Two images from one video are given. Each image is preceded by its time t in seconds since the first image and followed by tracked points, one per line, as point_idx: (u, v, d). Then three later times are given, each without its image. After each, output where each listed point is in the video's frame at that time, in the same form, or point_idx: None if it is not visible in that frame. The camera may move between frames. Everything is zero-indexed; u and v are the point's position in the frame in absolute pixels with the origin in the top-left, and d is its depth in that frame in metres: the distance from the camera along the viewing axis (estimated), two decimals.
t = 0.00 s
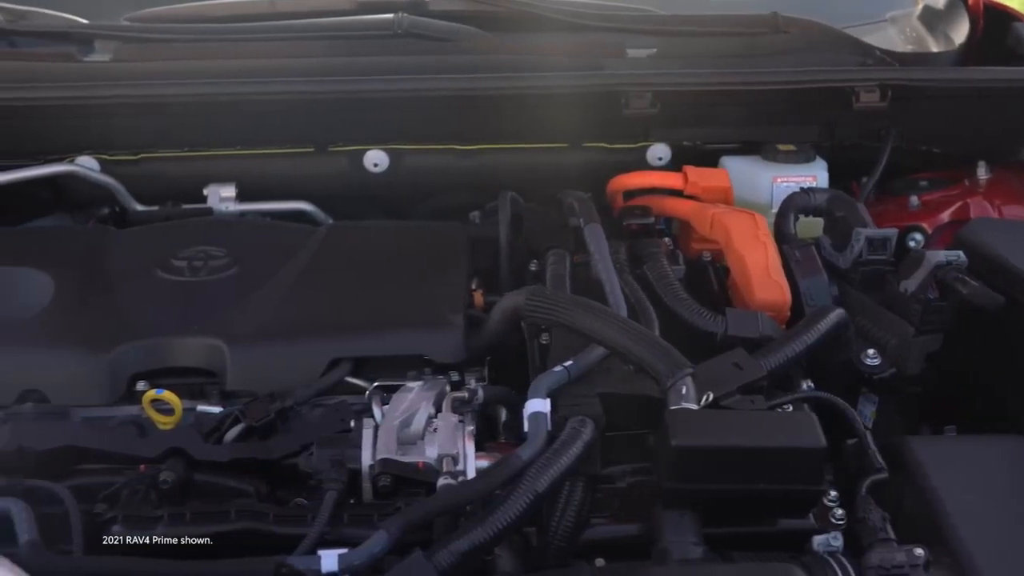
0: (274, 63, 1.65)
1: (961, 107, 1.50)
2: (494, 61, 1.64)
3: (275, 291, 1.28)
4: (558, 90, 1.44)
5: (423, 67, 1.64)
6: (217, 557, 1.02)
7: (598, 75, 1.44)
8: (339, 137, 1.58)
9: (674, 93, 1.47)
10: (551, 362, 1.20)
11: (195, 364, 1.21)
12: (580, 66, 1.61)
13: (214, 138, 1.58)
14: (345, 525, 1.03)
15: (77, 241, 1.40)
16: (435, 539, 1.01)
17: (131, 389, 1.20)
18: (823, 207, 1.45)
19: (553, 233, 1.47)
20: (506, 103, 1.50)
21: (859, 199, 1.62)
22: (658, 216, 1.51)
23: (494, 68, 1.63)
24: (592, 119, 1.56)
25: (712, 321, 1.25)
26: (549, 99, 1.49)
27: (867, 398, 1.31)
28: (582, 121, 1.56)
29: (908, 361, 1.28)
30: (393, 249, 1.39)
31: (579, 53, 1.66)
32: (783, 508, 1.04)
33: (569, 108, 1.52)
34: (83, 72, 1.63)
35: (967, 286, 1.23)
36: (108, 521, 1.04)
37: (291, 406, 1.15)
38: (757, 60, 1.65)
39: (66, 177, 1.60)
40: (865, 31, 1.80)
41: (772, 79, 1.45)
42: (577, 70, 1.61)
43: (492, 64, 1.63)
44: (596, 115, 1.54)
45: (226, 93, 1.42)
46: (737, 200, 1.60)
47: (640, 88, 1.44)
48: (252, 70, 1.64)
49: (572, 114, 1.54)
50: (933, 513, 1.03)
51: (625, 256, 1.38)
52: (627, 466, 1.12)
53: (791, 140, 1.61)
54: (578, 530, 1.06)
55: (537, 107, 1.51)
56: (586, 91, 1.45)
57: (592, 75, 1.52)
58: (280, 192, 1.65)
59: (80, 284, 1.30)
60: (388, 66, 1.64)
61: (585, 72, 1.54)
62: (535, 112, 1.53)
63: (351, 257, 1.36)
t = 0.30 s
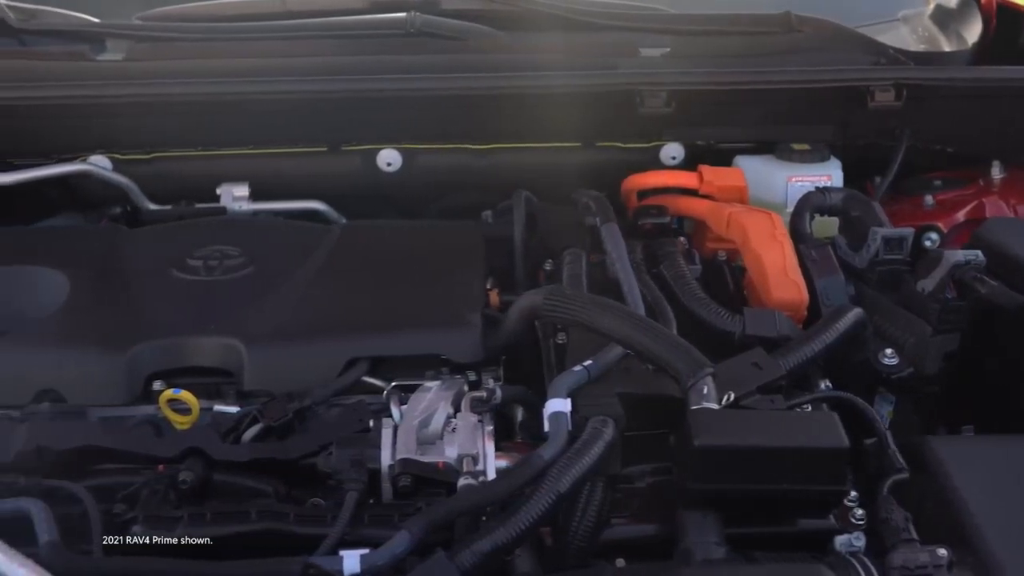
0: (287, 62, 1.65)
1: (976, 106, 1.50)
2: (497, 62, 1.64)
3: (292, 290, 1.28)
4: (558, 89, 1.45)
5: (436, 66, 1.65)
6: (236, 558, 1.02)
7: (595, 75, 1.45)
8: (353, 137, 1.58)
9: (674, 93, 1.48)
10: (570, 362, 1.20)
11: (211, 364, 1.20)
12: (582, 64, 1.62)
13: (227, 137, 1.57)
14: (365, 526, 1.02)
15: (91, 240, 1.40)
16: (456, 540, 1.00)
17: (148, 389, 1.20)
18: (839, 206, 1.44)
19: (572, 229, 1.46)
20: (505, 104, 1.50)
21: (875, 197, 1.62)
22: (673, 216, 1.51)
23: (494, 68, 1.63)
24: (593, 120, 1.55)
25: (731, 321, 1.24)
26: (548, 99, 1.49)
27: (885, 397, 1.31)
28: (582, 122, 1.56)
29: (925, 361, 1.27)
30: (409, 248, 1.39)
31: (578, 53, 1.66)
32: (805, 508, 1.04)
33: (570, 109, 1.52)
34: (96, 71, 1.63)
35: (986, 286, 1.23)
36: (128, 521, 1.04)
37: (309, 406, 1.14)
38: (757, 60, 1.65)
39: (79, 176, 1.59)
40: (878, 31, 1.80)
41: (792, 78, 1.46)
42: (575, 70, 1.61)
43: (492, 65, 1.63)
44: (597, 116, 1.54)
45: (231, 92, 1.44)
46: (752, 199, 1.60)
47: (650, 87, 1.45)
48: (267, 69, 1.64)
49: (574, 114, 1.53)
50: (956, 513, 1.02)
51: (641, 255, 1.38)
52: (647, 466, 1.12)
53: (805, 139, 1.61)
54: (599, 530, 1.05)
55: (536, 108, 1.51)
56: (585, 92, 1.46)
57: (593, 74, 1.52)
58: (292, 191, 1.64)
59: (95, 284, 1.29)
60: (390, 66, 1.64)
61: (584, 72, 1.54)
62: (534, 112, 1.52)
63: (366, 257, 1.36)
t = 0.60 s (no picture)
0: (300, 60, 1.65)
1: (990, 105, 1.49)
2: (497, 62, 1.64)
3: (308, 290, 1.28)
4: (561, 88, 1.44)
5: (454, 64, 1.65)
6: (255, 559, 1.01)
7: (598, 76, 1.44)
8: (366, 136, 1.58)
9: (675, 93, 1.47)
10: (588, 362, 1.20)
11: (228, 364, 1.20)
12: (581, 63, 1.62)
13: (240, 137, 1.57)
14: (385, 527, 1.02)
15: (105, 240, 1.39)
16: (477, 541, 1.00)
17: (164, 389, 1.19)
18: (854, 205, 1.44)
19: (585, 229, 1.44)
20: (507, 102, 1.49)
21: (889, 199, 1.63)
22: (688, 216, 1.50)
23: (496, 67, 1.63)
24: (595, 119, 1.55)
25: (749, 320, 1.24)
26: (547, 98, 1.48)
27: (902, 397, 1.31)
28: (580, 121, 1.55)
29: (942, 361, 1.27)
30: (424, 247, 1.38)
31: (578, 51, 1.66)
32: (826, 508, 1.03)
33: (572, 108, 1.51)
34: (110, 70, 1.63)
35: (1006, 285, 1.23)
36: (149, 520, 1.03)
37: (327, 406, 1.14)
38: (768, 59, 1.65)
39: (90, 176, 1.60)
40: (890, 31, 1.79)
41: (802, 79, 1.46)
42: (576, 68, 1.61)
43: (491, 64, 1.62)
44: (601, 115, 1.54)
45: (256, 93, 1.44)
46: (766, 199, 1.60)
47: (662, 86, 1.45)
48: (280, 67, 1.64)
49: (574, 113, 1.53)
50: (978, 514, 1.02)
51: (658, 254, 1.37)
52: (666, 467, 1.12)
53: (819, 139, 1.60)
54: (619, 530, 1.05)
55: (536, 108, 1.51)
56: (587, 91, 1.46)
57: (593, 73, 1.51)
58: (305, 190, 1.64)
59: (110, 284, 1.29)
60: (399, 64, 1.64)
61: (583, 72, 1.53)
62: (533, 112, 1.52)
63: (381, 256, 1.36)
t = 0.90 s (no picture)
0: (311, 59, 1.64)
1: (1005, 104, 1.49)
2: (496, 61, 1.63)
3: (323, 289, 1.27)
4: (559, 86, 1.44)
5: (455, 64, 1.63)
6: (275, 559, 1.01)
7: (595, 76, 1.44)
8: (378, 136, 1.57)
9: (674, 92, 1.47)
10: (606, 362, 1.20)
11: (244, 364, 1.19)
12: (584, 61, 1.61)
13: (253, 136, 1.57)
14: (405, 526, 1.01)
15: (119, 240, 1.39)
16: (498, 541, 0.99)
17: (181, 388, 1.19)
18: (869, 205, 1.44)
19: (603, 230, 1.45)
20: (506, 101, 1.49)
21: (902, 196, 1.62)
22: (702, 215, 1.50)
23: (496, 66, 1.62)
24: (599, 120, 1.54)
25: (766, 319, 1.24)
26: (547, 97, 1.48)
27: (916, 397, 1.30)
28: (580, 122, 1.54)
29: (960, 360, 1.27)
30: (438, 246, 1.38)
31: (585, 51, 1.64)
32: (848, 508, 1.03)
33: (574, 108, 1.50)
34: (122, 68, 1.62)
35: (1021, 284, 1.22)
36: (167, 521, 1.02)
37: (345, 406, 1.14)
38: (780, 58, 1.64)
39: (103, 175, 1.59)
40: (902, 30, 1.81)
41: (811, 77, 1.46)
42: (578, 66, 1.61)
43: (489, 64, 1.62)
44: (606, 116, 1.53)
45: (276, 92, 1.45)
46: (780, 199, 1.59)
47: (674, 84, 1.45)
48: (291, 65, 1.63)
49: (576, 112, 1.52)
50: (1000, 514, 1.02)
51: (674, 254, 1.37)
52: (685, 466, 1.11)
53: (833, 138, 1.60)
54: (639, 530, 1.05)
55: (537, 107, 1.50)
56: (588, 90, 1.46)
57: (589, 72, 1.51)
58: (318, 190, 1.64)
59: (125, 283, 1.28)
60: (405, 66, 1.62)
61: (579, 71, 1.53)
62: (534, 111, 1.51)
63: (397, 256, 1.35)
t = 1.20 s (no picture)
0: (321, 58, 1.64)
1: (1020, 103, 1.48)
2: (492, 60, 1.62)
3: (339, 289, 1.27)
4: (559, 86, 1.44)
5: (461, 63, 1.63)
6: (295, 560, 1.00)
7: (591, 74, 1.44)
8: (392, 135, 1.57)
9: (672, 91, 1.47)
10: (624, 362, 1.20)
11: (261, 364, 1.19)
12: (578, 61, 1.60)
13: (267, 136, 1.57)
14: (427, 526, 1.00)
15: (133, 239, 1.39)
16: (518, 542, 0.99)
17: (197, 388, 1.19)
18: (885, 205, 1.43)
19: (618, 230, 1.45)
20: (503, 100, 1.48)
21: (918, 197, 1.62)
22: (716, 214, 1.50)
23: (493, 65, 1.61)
24: (603, 119, 1.54)
25: (783, 319, 1.24)
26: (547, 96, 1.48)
27: (932, 397, 1.28)
28: (579, 121, 1.54)
29: (977, 360, 1.26)
30: (453, 246, 1.38)
31: (592, 50, 1.63)
32: (870, 508, 1.03)
33: (574, 105, 1.50)
34: (136, 67, 1.62)
35: None
36: (186, 522, 1.02)
37: (363, 406, 1.13)
38: (794, 57, 1.64)
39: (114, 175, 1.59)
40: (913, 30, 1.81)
41: (824, 77, 1.46)
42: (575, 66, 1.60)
43: (484, 63, 1.61)
44: (610, 114, 1.53)
45: (311, 88, 1.45)
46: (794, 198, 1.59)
47: (683, 84, 1.44)
48: (301, 65, 1.62)
49: (576, 111, 1.51)
50: None
51: (690, 254, 1.37)
52: (703, 466, 1.11)
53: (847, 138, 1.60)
54: (659, 530, 1.05)
55: (536, 105, 1.50)
56: (587, 89, 1.45)
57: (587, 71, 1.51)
58: (331, 189, 1.64)
59: (139, 283, 1.28)
60: (415, 62, 1.61)
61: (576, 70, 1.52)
62: (533, 109, 1.51)
63: (412, 255, 1.35)
